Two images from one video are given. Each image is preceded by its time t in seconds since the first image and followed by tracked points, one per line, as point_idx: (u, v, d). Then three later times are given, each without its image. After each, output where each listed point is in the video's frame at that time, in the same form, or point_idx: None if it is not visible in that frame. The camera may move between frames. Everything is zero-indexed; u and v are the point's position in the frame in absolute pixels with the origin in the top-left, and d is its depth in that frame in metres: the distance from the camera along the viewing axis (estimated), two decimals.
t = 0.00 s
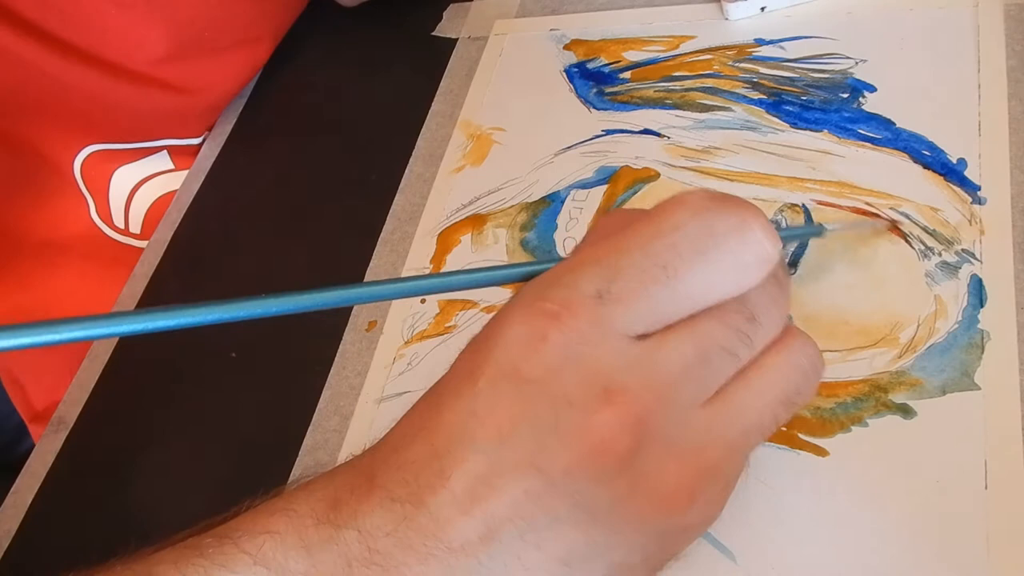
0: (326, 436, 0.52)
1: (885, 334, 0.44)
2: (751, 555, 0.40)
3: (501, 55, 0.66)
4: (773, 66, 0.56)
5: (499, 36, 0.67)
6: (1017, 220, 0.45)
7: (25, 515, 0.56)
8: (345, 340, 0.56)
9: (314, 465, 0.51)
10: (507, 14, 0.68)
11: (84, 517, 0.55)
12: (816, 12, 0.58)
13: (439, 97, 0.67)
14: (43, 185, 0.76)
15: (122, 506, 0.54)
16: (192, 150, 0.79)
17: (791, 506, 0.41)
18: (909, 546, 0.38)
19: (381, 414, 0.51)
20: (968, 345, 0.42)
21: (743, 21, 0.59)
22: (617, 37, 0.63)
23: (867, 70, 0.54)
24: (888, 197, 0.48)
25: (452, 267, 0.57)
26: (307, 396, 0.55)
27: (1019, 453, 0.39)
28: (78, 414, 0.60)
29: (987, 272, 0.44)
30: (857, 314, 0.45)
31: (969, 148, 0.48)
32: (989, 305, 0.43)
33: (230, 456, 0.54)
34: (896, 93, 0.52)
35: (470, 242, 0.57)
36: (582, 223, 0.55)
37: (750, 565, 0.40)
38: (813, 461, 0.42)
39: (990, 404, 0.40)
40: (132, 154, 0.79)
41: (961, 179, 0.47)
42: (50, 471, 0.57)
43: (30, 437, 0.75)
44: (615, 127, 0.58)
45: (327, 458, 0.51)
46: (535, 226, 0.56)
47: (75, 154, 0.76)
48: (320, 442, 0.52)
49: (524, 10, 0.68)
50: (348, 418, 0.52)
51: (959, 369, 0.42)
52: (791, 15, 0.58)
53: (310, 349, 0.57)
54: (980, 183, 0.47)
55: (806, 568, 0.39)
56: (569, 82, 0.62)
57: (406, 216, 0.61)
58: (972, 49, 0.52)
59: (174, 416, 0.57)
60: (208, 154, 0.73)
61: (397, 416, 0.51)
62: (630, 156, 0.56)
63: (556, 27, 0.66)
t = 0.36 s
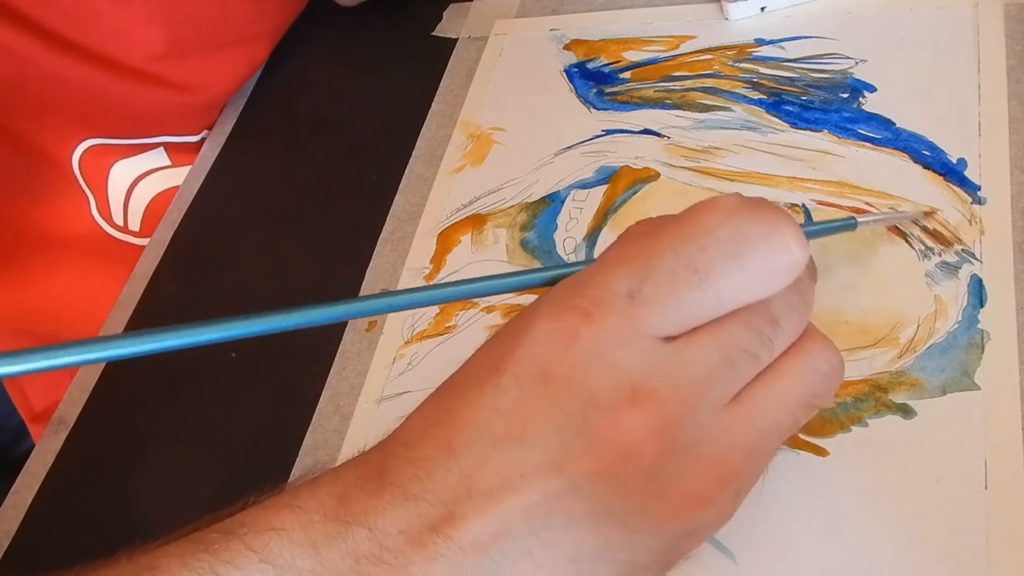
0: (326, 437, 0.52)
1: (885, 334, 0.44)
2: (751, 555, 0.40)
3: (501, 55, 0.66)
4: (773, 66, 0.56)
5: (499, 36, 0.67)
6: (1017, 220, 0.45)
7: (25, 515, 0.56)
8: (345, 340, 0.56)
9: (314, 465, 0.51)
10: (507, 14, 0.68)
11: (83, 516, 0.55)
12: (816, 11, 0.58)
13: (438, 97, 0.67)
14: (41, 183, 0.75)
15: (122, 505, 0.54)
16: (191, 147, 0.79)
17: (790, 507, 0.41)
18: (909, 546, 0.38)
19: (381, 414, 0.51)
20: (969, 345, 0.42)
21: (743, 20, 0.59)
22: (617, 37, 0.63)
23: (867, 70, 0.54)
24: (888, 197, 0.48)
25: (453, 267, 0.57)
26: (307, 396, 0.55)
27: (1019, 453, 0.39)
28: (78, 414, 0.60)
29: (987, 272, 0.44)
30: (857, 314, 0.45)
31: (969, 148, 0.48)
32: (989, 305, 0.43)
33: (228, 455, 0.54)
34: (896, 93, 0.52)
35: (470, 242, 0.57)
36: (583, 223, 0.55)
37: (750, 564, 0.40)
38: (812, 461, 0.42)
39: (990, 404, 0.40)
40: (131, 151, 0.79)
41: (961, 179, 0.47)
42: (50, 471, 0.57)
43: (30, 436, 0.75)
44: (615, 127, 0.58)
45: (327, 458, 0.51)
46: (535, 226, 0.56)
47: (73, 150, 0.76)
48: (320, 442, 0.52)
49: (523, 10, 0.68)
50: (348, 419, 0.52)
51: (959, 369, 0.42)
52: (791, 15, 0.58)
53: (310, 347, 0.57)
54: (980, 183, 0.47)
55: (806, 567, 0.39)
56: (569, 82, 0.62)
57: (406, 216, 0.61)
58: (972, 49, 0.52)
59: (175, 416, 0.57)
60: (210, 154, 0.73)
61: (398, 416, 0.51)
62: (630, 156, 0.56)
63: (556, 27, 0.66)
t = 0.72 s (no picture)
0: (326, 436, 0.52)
1: (885, 334, 0.44)
2: (750, 554, 0.40)
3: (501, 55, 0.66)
4: (773, 66, 0.56)
5: (498, 35, 0.67)
6: (1017, 220, 0.45)
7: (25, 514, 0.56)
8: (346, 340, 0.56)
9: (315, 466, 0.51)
10: (507, 15, 0.68)
11: (77, 514, 0.54)
12: (816, 11, 0.58)
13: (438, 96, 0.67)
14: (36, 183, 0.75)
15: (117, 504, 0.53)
16: (188, 144, 0.78)
17: (790, 505, 0.41)
18: (910, 547, 0.38)
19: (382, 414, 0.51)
20: (968, 345, 0.43)
21: (743, 20, 0.59)
22: (618, 37, 0.63)
23: (867, 70, 0.54)
24: (889, 197, 0.48)
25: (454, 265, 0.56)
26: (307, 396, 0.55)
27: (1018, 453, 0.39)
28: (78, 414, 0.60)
29: (987, 272, 0.44)
30: (857, 314, 0.45)
31: (969, 149, 0.48)
32: (989, 305, 0.43)
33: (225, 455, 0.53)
34: (896, 93, 0.52)
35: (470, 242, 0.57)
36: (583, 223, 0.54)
37: (750, 564, 0.40)
38: (812, 460, 0.42)
39: (990, 404, 0.40)
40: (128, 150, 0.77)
41: (961, 179, 0.47)
42: (51, 471, 0.57)
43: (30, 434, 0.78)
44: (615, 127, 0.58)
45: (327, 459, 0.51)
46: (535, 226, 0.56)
47: (69, 150, 0.75)
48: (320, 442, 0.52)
49: (524, 11, 0.68)
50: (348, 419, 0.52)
51: (959, 369, 0.42)
52: (791, 15, 0.58)
53: (310, 345, 0.57)
54: (980, 183, 0.47)
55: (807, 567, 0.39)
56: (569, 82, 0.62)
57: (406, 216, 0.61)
58: (972, 49, 0.52)
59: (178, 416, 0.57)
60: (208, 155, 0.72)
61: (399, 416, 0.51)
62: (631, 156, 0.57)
63: (556, 27, 0.66)
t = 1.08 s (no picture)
0: (325, 436, 0.52)
1: (885, 334, 0.44)
2: (751, 554, 0.40)
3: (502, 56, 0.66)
4: (773, 66, 0.56)
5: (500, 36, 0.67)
6: (1017, 220, 0.45)
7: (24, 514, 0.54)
8: (345, 341, 0.56)
9: (314, 466, 0.51)
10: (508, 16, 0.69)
11: (79, 522, 0.53)
12: (816, 12, 0.58)
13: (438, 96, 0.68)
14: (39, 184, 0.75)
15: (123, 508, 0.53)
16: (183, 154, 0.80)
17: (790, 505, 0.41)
18: (911, 546, 0.38)
19: (381, 414, 0.52)
20: (968, 345, 0.42)
21: (743, 21, 0.59)
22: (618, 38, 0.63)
23: (867, 70, 0.54)
24: (889, 197, 0.48)
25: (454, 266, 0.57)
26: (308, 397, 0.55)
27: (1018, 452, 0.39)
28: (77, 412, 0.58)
29: (987, 272, 0.44)
30: (858, 314, 0.45)
31: (969, 149, 0.48)
32: (989, 304, 0.43)
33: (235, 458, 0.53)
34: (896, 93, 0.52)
35: (470, 242, 0.57)
36: (582, 223, 0.54)
37: (751, 564, 0.40)
38: (813, 461, 0.42)
39: (991, 404, 0.40)
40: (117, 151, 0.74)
41: (961, 179, 0.47)
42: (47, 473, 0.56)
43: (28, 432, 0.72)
44: (615, 127, 0.58)
45: (326, 458, 0.51)
46: (535, 226, 0.56)
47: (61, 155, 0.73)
48: (319, 442, 0.52)
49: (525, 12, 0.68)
50: (348, 419, 0.52)
51: (959, 369, 0.42)
52: (791, 15, 0.58)
53: (311, 344, 0.57)
54: (980, 183, 0.47)
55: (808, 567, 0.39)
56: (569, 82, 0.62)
57: (406, 217, 0.61)
58: (973, 49, 0.52)
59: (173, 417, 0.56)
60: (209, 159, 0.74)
61: (399, 416, 0.51)
62: (630, 156, 0.56)
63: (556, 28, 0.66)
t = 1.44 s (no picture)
0: (325, 436, 0.52)
1: (885, 334, 0.44)
2: (751, 554, 0.40)
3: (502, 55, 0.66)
4: (773, 66, 0.56)
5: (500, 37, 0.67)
6: (1017, 220, 0.45)
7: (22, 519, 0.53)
8: (345, 340, 0.56)
9: (314, 465, 0.51)
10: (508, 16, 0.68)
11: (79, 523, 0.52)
12: (817, 12, 0.58)
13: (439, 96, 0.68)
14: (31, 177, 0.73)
15: (122, 508, 0.52)
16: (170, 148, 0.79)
17: (791, 505, 0.41)
18: (911, 546, 0.38)
19: (381, 414, 0.52)
20: (969, 345, 0.42)
21: (743, 21, 0.59)
22: (619, 38, 0.63)
23: (867, 70, 0.54)
24: (889, 197, 0.48)
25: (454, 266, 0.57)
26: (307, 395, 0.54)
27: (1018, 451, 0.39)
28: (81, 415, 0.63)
29: (987, 272, 0.44)
30: (858, 313, 0.45)
31: (969, 149, 0.48)
32: (989, 304, 0.43)
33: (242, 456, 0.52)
34: (896, 93, 0.52)
35: (470, 242, 0.57)
36: (582, 223, 0.54)
37: (751, 565, 0.40)
38: (813, 461, 0.42)
39: (991, 404, 0.40)
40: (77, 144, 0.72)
41: (961, 180, 0.47)
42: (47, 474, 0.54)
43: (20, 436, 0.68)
44: (615, 127, 0.58)
45: (326, 458, 0.51)
46: (535, 226, 0.56)
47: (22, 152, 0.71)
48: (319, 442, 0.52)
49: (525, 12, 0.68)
50: (347, 418, 0.52)
51: (959, 369, 0.42)
52: (791, 15, 0.58)
53: (315, 337, 0.57)
54: (980, 183, 0.47)
55: (809, 567, 0.39)
56: (570, 83, 0.62)
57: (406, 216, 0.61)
58: (972, 49, 0.52)
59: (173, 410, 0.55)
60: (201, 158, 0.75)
61: (399, 416, 0.51)
62: (630, 156, 0.56)
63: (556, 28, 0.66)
